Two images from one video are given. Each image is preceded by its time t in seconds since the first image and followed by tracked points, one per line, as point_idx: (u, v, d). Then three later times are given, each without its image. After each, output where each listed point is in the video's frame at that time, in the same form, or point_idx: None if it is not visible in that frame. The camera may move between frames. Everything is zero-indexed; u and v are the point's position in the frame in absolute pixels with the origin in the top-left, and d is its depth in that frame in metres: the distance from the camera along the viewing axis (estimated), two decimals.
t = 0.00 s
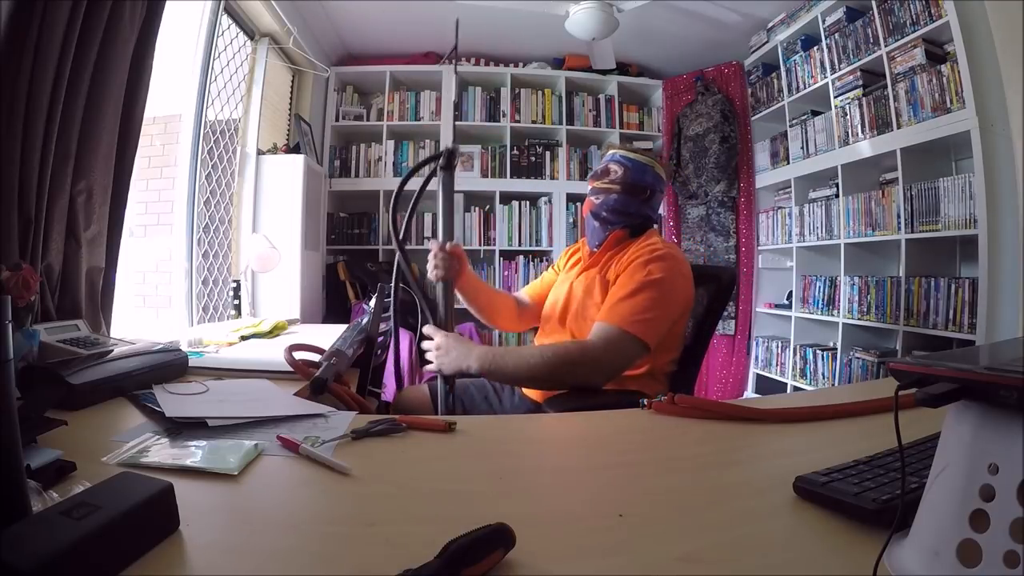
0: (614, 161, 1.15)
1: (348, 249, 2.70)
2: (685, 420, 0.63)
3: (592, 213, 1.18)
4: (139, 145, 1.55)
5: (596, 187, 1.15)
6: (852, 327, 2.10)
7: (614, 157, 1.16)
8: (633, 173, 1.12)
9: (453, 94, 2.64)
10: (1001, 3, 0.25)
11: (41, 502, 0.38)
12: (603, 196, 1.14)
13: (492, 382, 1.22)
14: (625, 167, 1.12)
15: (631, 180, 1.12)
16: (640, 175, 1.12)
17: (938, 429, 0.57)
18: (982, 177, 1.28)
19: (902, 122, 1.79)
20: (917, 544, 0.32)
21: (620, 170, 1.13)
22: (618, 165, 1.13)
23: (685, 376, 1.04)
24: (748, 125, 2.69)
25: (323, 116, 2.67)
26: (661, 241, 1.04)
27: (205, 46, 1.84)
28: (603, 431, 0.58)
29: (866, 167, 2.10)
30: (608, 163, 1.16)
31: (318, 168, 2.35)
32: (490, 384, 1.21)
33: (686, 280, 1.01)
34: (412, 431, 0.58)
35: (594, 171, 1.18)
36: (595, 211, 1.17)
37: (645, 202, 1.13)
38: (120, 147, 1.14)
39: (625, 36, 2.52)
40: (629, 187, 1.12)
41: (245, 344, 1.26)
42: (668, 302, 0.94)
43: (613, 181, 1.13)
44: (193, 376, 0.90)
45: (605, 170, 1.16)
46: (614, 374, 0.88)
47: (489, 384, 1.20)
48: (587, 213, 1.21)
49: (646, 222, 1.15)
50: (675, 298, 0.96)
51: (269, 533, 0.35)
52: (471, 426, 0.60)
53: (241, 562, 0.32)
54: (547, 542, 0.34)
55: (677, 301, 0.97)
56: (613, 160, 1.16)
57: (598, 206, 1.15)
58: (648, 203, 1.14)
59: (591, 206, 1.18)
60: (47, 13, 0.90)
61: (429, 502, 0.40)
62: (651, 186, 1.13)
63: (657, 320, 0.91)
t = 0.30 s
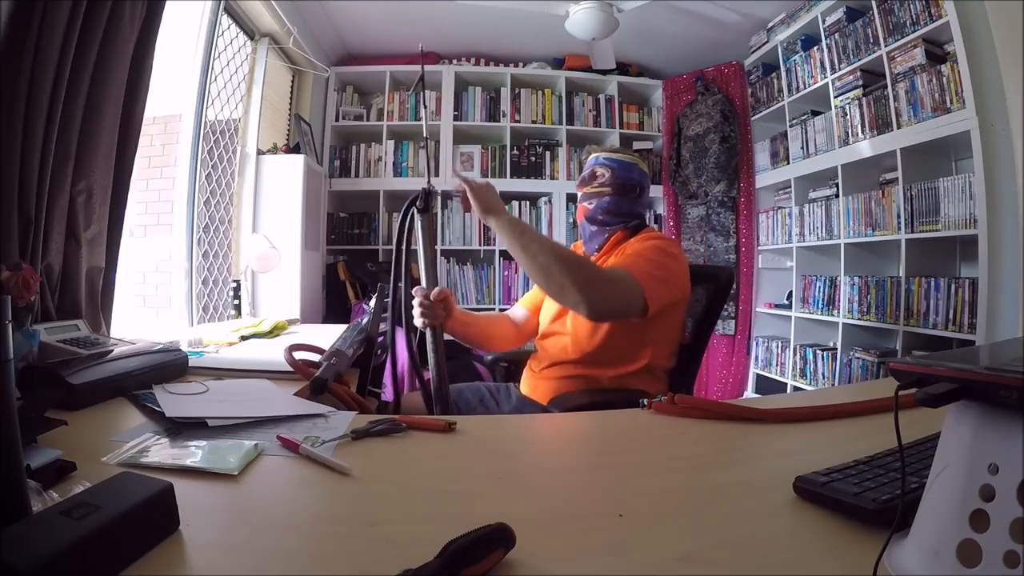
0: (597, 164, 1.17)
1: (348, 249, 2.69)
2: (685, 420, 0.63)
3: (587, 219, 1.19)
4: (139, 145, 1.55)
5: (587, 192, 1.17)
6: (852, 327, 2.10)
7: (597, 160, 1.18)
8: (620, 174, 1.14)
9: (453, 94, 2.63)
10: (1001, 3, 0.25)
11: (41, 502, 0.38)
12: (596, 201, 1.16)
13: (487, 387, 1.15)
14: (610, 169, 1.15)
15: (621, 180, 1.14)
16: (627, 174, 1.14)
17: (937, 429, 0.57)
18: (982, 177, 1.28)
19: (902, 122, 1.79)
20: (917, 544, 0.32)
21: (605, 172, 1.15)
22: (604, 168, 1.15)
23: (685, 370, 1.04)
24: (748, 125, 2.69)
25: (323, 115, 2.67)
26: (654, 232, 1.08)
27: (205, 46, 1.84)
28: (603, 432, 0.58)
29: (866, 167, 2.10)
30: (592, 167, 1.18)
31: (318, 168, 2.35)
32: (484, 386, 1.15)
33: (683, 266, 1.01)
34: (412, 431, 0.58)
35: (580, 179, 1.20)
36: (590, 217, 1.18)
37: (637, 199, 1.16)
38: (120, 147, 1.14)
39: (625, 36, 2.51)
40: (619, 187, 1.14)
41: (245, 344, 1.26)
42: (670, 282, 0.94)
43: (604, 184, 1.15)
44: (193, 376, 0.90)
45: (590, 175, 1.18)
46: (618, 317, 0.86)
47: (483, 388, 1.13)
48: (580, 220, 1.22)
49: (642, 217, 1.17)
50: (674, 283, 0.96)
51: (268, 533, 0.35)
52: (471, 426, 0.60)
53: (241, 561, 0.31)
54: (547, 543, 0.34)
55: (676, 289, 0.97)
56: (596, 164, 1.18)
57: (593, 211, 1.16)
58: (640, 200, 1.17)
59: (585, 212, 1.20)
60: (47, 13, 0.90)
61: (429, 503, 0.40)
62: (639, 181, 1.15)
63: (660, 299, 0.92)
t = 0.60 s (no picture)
0: (591, 170, 1.17)
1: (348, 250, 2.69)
2: (685, 420, 0.63)
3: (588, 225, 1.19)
4: (139, 145, 1.55)
5: (585, 199, 1.18)
6: (852, 327, 2.10)
7: (590, 166, 1.18)
8: (616, 177, 1.15)
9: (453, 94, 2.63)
10: (1001, 4, 0.25)
11: (41, 502, 0.38)
12: (596, 207, 1.16)
13: (487, 388, 1.13)
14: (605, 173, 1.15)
15: (618, 183, 1.15)
16: (622, 177, 1.15)
17: (937, 429, 0.57)
18: (982, 178, 1.27)
19: (903, 122, 1.79)
20: (917, 544, 0.32)
21: (601, 177, 1.16)
22: (599, 174, 1.15)
23: (690, 372, 1.03)
24: (748, 125, 2.70)
25: (323, 116, 2.66)
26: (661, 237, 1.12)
27: (205, 46, 1.84)
28: (604, 432, 0.58)
29: (866, 168, 2.10)
30: (587, 173, 1.18)
31: (318, 168, 2.35)
32: (485, 386, 1.14)
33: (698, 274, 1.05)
34: (412, 431, 0.58)
35: (575, 186, 1.20)
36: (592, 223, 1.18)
37: (634, 200, 1.18)
38: (120, 147, 1.14)
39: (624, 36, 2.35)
40: (617, 190, 1.15)
41: (245, 344, 1.26)
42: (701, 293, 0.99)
43: (601, 189, 1.16)
44: (193, 376, 0.90)
45: (586, 181, 1.18)
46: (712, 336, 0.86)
47: (483, 389, 1.11)
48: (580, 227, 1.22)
49: (641, 217, 1.19)
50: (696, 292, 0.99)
51: (268, 533, 0.35)
52: (471, 426, 0.60)
53: (241, 561, 0.32)
54: (547, 542, 0.34)
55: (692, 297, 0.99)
56: (589, 169, 1.18)
57: (594, 217, 1.17)
58: (636, 200, 1.18)
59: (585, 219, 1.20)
60: (47, 13, 0.90)
61: (429, 502, 0.40)
62: (634, 182, 1.17)
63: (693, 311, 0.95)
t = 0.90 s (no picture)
0: (593, 177, 1.22)
1: (348, 250, 2.68)
2: (685, 420, 0.63)
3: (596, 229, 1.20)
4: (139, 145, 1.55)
5: (591, 204, 1.20)
6: (852, 327, 2.10)
7: (593, 174, 1.23)
8: (618, 182, 1.20)
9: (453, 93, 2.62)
10: (1000, 4, 0.25)
11: (41, 502, 0.38)
12: (602, 210, 1.19)
13: (486, 388, 1.13)
14: (608, 179, 1.20)
15: (620, 188, 1.19)
16: (624, 181, 1.20)
17: (937, 429, 0.57)
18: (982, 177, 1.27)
19: (902, 122, 1.79)
20: (917, 544, 0.32)
21: (604, 182, 1.20)
22: (602, 180, 1.20)
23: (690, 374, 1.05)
24: (748, 125, 2.69)
25: (323, 116, 2.66)
26: (667, 237, 1.15)
27: (205, 46, 1.84)
28: (604, 432, 0.58)
29: (865, 168, 2.10)
30: (589, 180, 1.23)
31: (318, 168, 2.35)
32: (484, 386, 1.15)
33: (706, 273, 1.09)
34: (412, 431, 0.58)
35: (579, 193, 1.23)
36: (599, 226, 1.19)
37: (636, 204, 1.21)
38: (120, 147, 1.14)
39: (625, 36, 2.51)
40: (621, 194, 1.19)
41: (245, 344, 1.26)
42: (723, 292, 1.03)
43: (606, 193, 1.19)
44: (193, 376, 0.90)
45: (590, 187, 1.22)
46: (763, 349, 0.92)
47: (483, 389, 1.11)
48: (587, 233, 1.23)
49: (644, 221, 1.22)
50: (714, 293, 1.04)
51: (268, 533, 0.35)
52: (471, 426, 0.60)
53: (241, 561, 0.32)
54: (547, 542, 0.34)
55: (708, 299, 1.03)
56: (592, 177, 1.22)
57: (601, 220, 1.19)
58: (638, 204, 1.22)
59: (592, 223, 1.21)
60: (47, 13, 0.90)
61: (429, 503, 0.40)
62: (635, 187, 1.22)
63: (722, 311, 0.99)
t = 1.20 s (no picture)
0: (604, 180, 1.15)
1: (348, 250, 2.67)
2: (685, 420, 0.63)
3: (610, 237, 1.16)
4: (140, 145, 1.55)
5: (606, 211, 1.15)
6: (852, 327, 2.10)
7: (602, 176, 1.15)
8: (628, 186, 1.16)
9: (453, 94, 2.62)
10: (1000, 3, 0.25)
11: (41, 502, 0.38)
12: (618, 217, 1.14)
13: (487, 389, 1.15)
14: (619, 182, 1.15)
15: (631, 192, 1.16)
16: (632, 184, 1.17)
17: (938, 429, 0.57)
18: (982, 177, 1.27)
19: (902, 122, 1.79)
20: (917, 544, 0.32)
21: (616, 186, 1.15)
22: (615, 184, 1.14)
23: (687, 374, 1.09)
24: (748, 125, 2.70)
25: (323, 116, 2.65)
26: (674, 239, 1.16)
27: (205, 46, 1.84)
28: (603, 432, 0.58)
29: (865, 167, 2.11)
30: (599, 183, 1.15)
31: (318, 168, 2.34)
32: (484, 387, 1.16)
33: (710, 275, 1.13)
34: (412, 431, 0.58)
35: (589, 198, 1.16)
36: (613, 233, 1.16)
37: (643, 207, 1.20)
38: (120, 147, 1.14)
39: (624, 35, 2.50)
40: (632, 198, 1.16)
41: (245, 344, 1.26)
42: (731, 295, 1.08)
43: (620, 199, 1.15)
44: (193, 376, 0.90)
45: (602, 192, 1.15)
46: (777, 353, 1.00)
47: (483, 390, 1.13)
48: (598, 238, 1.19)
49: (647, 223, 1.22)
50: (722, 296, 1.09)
51: (269, 533, 0.35)
52: (471, 426, 0.60)
53: (241, 561, 0.32)
54: (547, 542, 0.34)
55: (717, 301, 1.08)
56: (602, 179, 1.15)
57: (617, 228, 1.15)
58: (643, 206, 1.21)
59: (607, 230, 1.17)
60: (47, 13, 0.90)
61: (428, 502, 0.40)
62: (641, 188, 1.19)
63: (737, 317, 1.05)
